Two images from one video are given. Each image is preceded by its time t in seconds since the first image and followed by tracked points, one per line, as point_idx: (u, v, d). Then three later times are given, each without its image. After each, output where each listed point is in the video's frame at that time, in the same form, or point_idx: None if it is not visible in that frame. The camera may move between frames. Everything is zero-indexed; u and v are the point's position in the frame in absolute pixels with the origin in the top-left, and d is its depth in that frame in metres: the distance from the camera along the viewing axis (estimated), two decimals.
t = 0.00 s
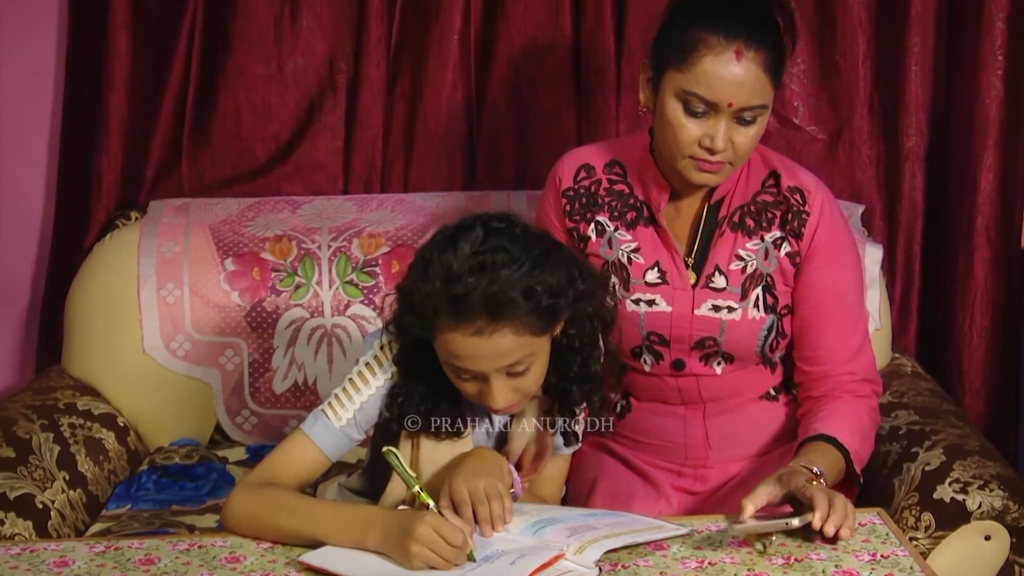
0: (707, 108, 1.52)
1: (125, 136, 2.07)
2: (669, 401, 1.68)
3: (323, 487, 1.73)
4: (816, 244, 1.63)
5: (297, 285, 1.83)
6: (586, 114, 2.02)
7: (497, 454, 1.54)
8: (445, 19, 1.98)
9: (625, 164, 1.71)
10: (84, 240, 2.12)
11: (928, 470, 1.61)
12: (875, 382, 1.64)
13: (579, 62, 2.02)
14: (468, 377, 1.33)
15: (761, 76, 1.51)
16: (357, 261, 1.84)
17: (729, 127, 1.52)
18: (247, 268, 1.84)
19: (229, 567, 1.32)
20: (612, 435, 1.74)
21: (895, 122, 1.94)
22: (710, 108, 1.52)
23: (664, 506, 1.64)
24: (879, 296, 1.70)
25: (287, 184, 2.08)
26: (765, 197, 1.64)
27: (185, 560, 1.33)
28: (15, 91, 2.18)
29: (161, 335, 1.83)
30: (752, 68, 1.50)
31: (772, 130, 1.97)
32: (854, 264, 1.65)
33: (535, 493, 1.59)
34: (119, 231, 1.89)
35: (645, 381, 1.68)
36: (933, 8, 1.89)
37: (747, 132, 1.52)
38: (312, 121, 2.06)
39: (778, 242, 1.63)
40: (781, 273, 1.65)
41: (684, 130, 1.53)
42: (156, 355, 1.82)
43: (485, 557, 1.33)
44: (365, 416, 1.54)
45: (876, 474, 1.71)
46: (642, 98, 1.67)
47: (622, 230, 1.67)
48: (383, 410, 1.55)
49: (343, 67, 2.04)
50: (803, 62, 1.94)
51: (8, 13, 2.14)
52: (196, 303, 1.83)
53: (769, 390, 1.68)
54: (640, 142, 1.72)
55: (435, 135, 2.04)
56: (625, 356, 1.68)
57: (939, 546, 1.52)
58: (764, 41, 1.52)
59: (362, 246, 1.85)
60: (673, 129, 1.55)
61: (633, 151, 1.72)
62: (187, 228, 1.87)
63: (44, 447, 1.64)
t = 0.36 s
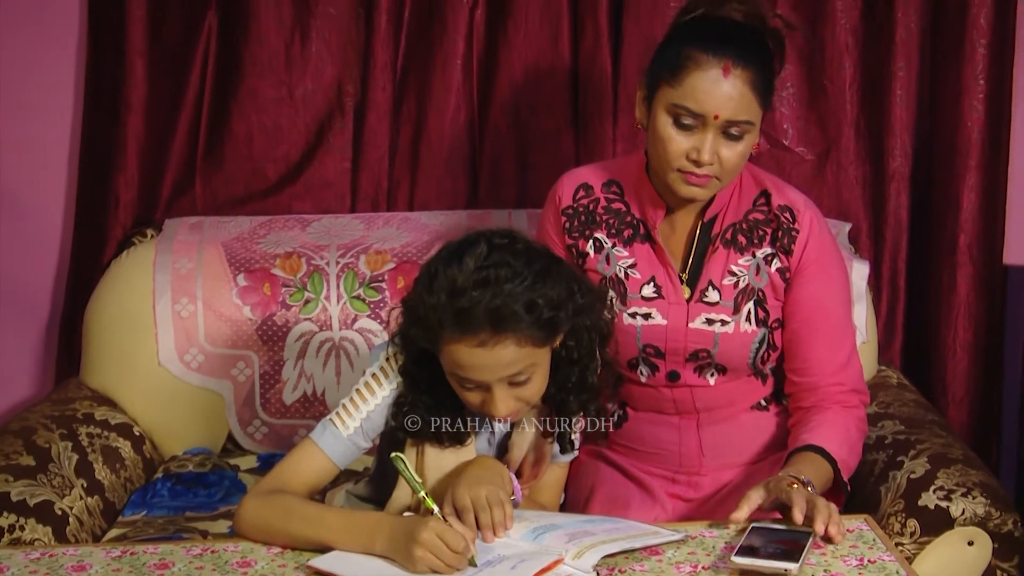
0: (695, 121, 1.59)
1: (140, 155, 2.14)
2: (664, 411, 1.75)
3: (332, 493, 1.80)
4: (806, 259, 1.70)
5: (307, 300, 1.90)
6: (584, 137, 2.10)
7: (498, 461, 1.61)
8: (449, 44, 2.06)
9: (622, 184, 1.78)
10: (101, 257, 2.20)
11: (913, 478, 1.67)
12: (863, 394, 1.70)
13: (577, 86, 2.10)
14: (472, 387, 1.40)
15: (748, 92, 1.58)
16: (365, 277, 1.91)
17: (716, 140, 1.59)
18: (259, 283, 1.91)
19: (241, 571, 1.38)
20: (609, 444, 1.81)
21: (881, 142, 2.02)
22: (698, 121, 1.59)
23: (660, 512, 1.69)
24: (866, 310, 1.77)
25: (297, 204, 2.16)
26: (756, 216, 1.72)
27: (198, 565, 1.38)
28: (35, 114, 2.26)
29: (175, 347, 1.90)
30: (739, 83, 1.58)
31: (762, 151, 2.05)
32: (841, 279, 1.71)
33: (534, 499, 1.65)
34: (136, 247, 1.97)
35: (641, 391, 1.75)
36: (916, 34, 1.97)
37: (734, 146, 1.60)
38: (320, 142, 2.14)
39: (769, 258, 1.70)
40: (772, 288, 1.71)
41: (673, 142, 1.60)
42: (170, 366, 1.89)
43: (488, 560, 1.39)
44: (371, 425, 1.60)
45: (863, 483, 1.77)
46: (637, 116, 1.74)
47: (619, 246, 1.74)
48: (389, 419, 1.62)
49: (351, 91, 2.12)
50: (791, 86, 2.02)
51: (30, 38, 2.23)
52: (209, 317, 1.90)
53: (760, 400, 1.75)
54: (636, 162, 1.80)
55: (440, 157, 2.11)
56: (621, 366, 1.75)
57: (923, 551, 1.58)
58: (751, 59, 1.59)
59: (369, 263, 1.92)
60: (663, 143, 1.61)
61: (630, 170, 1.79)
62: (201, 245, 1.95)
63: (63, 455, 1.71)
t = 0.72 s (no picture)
0: (677, 123, 1.69)
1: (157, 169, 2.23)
2: (657, 413, 1.83)
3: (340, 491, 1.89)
4: (793, 272, 1.77)
5: (316, 307, 1.99)
6: (581, 154, 2.19)
7: (499, 461, 1.67)
8: (453, 64, 2.14)
9: (618, 196, 1.87)
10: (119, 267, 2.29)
11: (895, 477, 1.75)
12: (854, 395, 1.79)
13: (575, 104, 2.19)
14: (473, 388, 1.48)
15: (726, 94, 1.67)
16: (372, 285, 2.00)
17: (696, 141, 1.68)
18: (271, 291, 1.99)
19: (254, 566, 1.43)
20: (605, 444, 1.89)
21: (865, 157, 2.12)
22: (679, 122, 1.68)
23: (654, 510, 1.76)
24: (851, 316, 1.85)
25: (308, 215, 2.25)
26: (746, 226, 1.79)
27: (213, 559, 1.44)
28: (57, 131, 2.36)
29: (191, 352, 1.98)
30: (717, 86, 1.67)
31: (752, 165, 2.15)
32: (828, 284, 1.79)
33: (533, 497, 1.73)
34: (154, 257, 2.06)
35: (635, 393, 1.83)
36: (898, 54, 2.08)
37: (713, 148, 1.68)
38: (329, 157, 2.23)
39: (758, 267, 1.78)
40: (761, 296, 1.79)
41: (655, 143, 1.70)
42: (187, 371, 1.98)
43: (489, 556, 1.45)
44: (376, 425, 1.69)
45: (850, 481, 1.85)
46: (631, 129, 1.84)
47: (616, 255, 1.83)
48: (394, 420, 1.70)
49: (358, 108, 2.21)
50: (779, 104, 2.12)
51: (53, 58, 2.33)
52: (224, 323, 1.99)
53: (750, 402, 1.83)
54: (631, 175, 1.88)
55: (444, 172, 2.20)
56: (618, 370, 1.83)
57: (906, 547, 1.66)
58: (730, 65, 1.69)
59: (376, 272, 2.01)
60: (647, 143, 1.71)
61: (625, 181, 1.87)
62: (216, 255, 2.04)
63: (84, 455, 1.79)
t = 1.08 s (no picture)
0: (677, 125, 1.76)
1: (171, 178, 2.30)
2: (655, 411, 1.90)
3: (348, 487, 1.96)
4: (792, 270, 1.84)
5: (326, 309, 2.06)
6: (579, 162, 2.27)
7: (501, 459, 1.72)
8: (456, 76, 2.22)
9: (621, 202, 1.94)
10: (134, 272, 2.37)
11: (882, 474, 1.82)
12: (843, 391, 1.85)
13: (573, 114, 2.26)
14: (476, 385, 1.55)
15: (724, 95, 1.75)
16: (378, 289, 2.07)
17: (697, 141, 1.75)
18: (281, 294, 2.06)
19: (264, 559, 1.48)
20: (605, 441, 1.96)
21: (853, 165, 2.19)
22: (680, 123, 1.76)
23: (650, 505, 1.84)
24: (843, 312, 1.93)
25: (317, 221, 2.32)
26: (746, 228, 1.86)
27: (225, 553, 1.48)
28: (74, 141, 2.44)
29: (204, 353, 2.06)
30: (716, 87, 1.75)
31: (744, 173, 2.22)
32: (824, 287, 1.86)
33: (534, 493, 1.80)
34: (167, 262, 2.15)
35: (636, 391, 1.90)
36: (886, 66, 2.15)
37: (713, 146, 1.75)
38: (337, 165, 2.31)
39: (757, 268, 1.84)
40: (759, 295, 1.85)
41: (657, 145, 1.77)
42: (200, 371, 2.06)
43: (489, 553, 1.48)
44: (383, 421, 1.75)
45: (838, 477, 1.91)
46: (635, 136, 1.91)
47: (619, 258, 1.89)
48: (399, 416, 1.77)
49: (365, 118, 2.29)
50: (770, 114, 2.20)
51: (71, 71, 2.41)
52: (236, 326, 2.06)
53: (745, 402, 1.90)
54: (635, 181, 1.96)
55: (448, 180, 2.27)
56: (619, 369, 1.90)
57: (894, 541, 1.72)
58: (728, 68, 1.76)
59: (382, 276, 2.08)
60: (650, 147, 1.78)
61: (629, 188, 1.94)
62: (228, 259, 2.11)
63: (100, 452, 1.86)
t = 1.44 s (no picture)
0: (684, 129, 1.81)
1: (180, 184, 2.35)
2: (654, 412, 1.95)
3: (352, 484, 2.01)
4: (797, 274, 1.88)
5: (331, 312, 2.10)
6: (578, 169, 2.32)
7: (503, 458, 1.76)
8: (458, 84, 2.27)
9: (628, 205, 1.98)
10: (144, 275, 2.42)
11: (874, 473, 1.86)
12: (843, 399, 1.90)
13: (572, 122, 2.31)
14: (479, 383, 1.59)
15: (729, 100, 1.79)
16: (382, 292, 2.12)
17: (702, 143, 1.80)
18: (287, 297, 2.11)
19: (270, 556, 1.50)
20: (604, 441, 2.01)
21: (846, 171, 2.24)
22: (685, 127, 1.80)
23: (646, 504, 1.88)
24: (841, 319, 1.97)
25: (322, 226, 2.37)
26: (750, 234, 1.90)
27: (232, 551, 1.50)
28: (84, 148, 2.50)
29: (212, 355, 2.11)
30: (720, 91, 1.79)
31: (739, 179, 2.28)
32: (827, 295, 1.90)
33: (534, 491, 1.84)
34: (177, 265, 2.20)
35: (637, 391, 1.94)
36: (877, 75, 2.20)
37: (719, 149, 1.80)
38: (341, 171, 2.36)
39: (760, 273, 1.88)
40: (760, 303, 1.89)
41: (664, 148, 1.82)
42: (207, 372, 2.10)
43: (489, 550, 1.50)
44: (385, 420, 1.78)
45: (831, 476, 1.96)
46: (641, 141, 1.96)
47: (623, 260, 1.94)
48: (402, 415, 1.80)
49: (369, 125, 2.34)
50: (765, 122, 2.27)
51: (82, 80, 2.47)
52: (243, 328, 2.11)
53: (743, 406, 1.94)
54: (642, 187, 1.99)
55: (450, 186, 2.32)
56: (620, 368, 1.95)
57: (885, 539, 1.76)
58: (732, 72, 1.81)
59: (385, 279, 2.12)
60: (657, 150, 1.83)
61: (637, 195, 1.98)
62: (235, 263, 2.16)
63: (111, 451, 1.90)
